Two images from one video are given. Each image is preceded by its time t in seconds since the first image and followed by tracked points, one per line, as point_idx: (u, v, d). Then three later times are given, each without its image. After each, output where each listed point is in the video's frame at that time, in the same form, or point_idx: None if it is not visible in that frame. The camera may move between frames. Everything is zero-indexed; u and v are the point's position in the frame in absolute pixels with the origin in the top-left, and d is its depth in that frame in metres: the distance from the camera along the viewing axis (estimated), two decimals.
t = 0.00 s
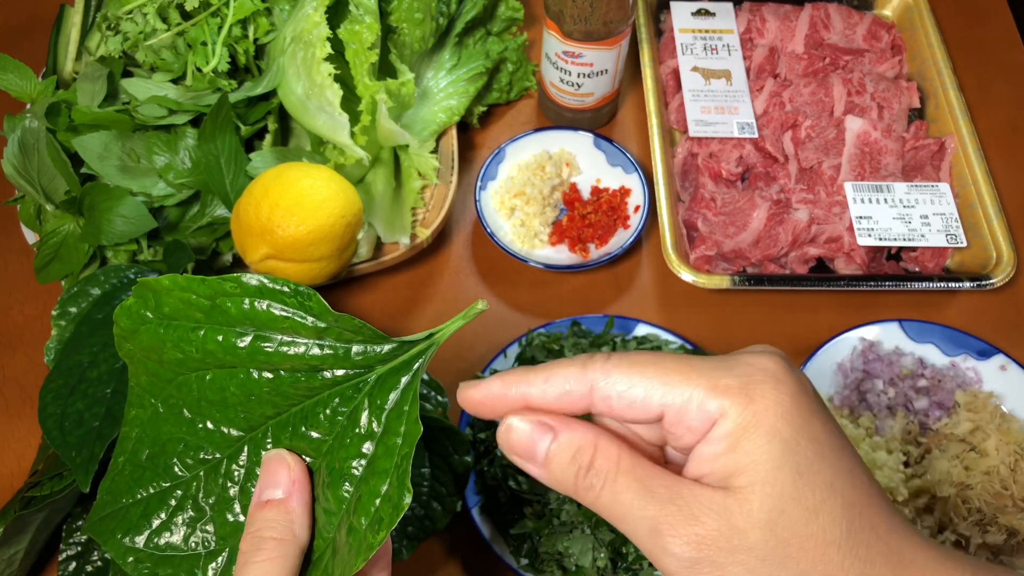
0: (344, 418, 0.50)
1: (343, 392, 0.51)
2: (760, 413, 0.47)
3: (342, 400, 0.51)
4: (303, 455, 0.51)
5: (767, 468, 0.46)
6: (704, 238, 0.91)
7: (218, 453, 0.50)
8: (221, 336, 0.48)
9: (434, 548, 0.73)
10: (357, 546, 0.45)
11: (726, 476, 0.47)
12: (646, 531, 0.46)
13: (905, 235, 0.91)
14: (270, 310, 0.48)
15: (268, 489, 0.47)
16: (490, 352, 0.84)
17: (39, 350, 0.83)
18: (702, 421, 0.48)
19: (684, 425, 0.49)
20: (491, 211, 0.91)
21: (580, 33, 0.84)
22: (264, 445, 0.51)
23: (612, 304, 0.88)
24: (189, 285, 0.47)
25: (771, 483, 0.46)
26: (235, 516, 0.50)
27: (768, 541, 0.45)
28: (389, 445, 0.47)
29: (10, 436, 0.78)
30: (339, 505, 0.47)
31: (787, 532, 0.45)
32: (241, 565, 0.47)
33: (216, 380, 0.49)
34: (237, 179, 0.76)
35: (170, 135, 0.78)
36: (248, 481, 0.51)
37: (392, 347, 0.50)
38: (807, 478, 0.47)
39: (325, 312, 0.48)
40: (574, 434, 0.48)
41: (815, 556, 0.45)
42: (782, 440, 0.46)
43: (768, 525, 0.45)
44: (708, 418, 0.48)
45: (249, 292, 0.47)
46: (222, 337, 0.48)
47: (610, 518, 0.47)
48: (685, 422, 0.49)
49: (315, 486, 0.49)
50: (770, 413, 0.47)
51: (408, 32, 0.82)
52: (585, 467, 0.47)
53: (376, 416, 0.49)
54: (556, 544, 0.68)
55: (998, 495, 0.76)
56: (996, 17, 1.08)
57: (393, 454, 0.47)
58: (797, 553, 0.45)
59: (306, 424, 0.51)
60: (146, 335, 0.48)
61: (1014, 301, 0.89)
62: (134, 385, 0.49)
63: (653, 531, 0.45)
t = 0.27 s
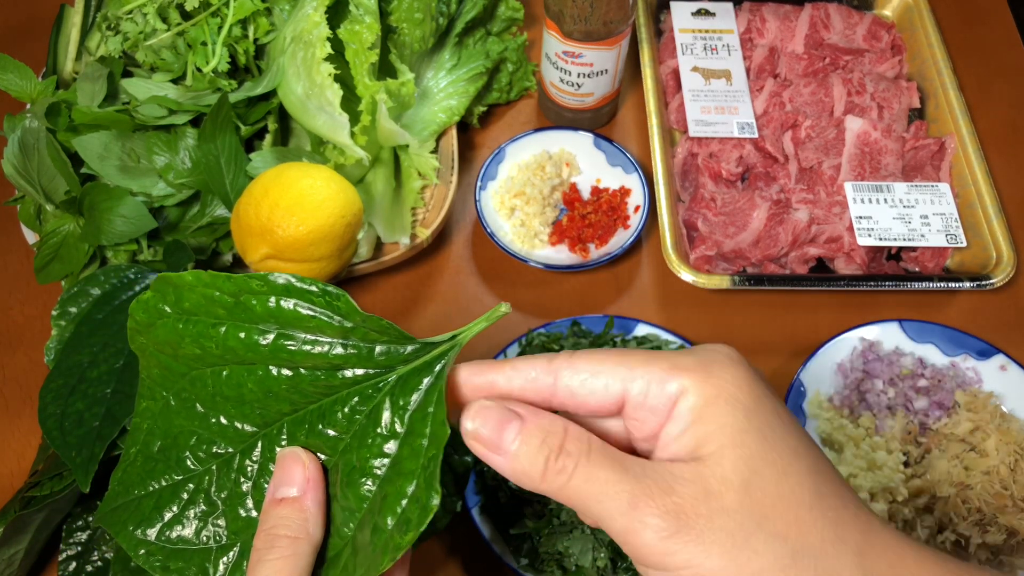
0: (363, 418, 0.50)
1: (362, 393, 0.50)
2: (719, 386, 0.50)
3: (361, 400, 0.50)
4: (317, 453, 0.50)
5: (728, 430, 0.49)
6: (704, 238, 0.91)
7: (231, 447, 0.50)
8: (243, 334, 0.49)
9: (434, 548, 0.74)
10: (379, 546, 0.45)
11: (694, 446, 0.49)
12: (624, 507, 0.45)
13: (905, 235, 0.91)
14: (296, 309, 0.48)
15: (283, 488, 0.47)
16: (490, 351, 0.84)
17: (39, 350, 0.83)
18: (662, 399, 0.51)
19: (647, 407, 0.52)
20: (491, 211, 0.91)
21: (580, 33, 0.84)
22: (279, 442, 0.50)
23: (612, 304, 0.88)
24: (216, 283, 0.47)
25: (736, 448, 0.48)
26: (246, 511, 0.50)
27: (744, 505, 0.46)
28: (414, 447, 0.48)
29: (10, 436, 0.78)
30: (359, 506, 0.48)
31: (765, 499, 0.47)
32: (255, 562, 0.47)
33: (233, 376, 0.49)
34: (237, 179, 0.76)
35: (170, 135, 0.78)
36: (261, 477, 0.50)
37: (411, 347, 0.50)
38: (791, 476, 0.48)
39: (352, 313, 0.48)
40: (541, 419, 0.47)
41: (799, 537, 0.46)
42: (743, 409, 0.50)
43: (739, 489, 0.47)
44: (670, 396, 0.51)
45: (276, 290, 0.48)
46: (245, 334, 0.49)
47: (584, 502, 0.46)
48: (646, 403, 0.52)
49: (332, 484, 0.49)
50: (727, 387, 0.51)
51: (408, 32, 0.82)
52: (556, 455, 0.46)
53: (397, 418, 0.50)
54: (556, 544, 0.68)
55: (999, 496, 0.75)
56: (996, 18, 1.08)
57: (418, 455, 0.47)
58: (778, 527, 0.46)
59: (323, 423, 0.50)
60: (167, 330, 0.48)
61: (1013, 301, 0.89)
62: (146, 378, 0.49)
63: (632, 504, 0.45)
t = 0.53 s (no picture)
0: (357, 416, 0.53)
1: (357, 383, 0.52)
2: (670, 342, 0.52)
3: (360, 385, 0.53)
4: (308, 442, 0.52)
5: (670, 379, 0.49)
6: (704, 238, 0.91)
7: (220, 446, 0.51)
8: (239, 338, 0.48)
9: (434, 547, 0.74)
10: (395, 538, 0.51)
11: (642, 391, 0.50)
12: (566, 444, 0.44)
13: (905, 235, 0.91)
14: (298, 313, 0.47)
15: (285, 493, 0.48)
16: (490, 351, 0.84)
17: (39, 350, 0.83)
18: (616, 359, 0.53)
19: (604, 368, 0.54)
20: (491, 211, 0.91)
21: (580, 32, 0.84)
22: (273, 435, 0.52)
23: (612, 305, 0.88)
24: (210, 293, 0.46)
25: (677, 394, 0.48)
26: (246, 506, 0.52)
27: (686, 438, 0.46)
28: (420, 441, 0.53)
29: (10, 436, 0.78)
30: (359, 504, 0.52)
31: (708, 440, 0.46)
32: (257, 565, 0.48)
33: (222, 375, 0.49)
34: (237, 179, 0.76)
35: (170, 135, 0.79)
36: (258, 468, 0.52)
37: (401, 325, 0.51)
38: (786, 471, 0.48)
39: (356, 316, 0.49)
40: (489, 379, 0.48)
41: (774, 510, 0.46)
42: (691, 360, 0.51)
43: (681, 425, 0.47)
44: (626, 357, 0.53)
45: (273, 296, 0.47)
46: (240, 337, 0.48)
47: (523, 449, 0.45)
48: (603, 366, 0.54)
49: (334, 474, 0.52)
50: (677, 343, 0.52)
51: (408, 32, 0.82)
52: (499, 403, 0.46)
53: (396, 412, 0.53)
54: (556, 545, 0.69)
55: (998, 495, 0.76)
56: (996, 18, 1.08)
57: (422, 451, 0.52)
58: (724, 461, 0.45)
59: (316, 414, 0.52)
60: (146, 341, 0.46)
61: (1013, 301, 0.89)
62: (114, 387, 0.48)
63: (574, 440, 0.44)
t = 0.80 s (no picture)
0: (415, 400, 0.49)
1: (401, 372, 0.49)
2: (684, 253, 0.50)
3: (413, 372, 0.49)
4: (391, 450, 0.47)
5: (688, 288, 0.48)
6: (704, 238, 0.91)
7: (329, 488, 0.45)
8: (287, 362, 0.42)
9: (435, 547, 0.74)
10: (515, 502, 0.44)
11: (656, 307, 0.49)
12: (586, 365, 0.44)
13: (905, 235, 0.92)
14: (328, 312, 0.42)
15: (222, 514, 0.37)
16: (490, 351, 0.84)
17: (39, 350, 0.83)
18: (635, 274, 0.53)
19: (621, 280, 0.54)
20: (491, 211, 0.91)
21: (580, 32, 0.84)
22: (361, 456, 0.46)
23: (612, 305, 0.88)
24: (228, 339, 0.38)
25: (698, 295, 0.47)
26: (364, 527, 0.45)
27: (703, 349, 0.44)
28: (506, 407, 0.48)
29: (10, 436, 0.78)
30: (471, 479, 0.46)
31: (726, 352, 0.44)
32: None
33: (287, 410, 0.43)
34: (237, 179, 0.76)
35: (170, 135, 0.79)
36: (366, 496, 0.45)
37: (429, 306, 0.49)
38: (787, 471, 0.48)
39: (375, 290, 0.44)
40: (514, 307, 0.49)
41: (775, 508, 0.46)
42: (706, 269, 0.49)
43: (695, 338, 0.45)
44: (642, 266, 0.52)
45: (299, 302, 0.40)
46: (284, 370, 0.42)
47: (546, 369, 0.45)
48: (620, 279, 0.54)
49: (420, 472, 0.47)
50: (694, 253, 0.50)
51: (408, 32, 0.82)
52: (518, 327, 0.46)
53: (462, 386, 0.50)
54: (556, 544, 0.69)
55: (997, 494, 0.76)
56: (996, 18, 1.08)
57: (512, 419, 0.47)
58: (736, 377, 0.44)
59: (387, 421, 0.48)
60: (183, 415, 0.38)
61: (1013, 301, 0.89)
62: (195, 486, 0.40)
63: (593, 362, 0.44)
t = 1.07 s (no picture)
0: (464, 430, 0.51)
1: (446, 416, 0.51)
2: (643, 232, 0.50)
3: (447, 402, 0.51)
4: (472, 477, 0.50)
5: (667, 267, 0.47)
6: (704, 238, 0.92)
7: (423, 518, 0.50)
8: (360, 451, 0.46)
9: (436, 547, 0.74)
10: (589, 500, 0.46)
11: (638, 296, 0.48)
12: (586, 387, 0.45)
13: (905, 235, 0.92)
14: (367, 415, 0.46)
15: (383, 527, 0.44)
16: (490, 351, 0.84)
17: (40, 350, 0.83)
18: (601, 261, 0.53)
19: (592, 271, 0.54)
20: (491, 211, 0.91)
21: (580, 32, 0.84)
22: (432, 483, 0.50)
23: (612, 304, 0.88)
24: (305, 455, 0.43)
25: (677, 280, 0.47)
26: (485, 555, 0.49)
27: (695, 335, 0.44)
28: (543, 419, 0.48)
29: (10, 436, 0.78)
30: (546, 487, 0.48)
31: (716, 329, 0.44)
32: None
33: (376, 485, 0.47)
34: (237, 179, 0.76)
35: (170, 135, 0.79)
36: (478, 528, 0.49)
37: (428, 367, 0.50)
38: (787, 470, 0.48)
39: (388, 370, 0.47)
40: (495, 339, 0.48)
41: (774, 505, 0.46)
42: (671, 246, 0.48)
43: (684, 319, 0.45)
44: (607, 254, 0.52)
45: (349, 419, 0.45)
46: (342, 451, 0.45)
47: (557, 392, 0.45)
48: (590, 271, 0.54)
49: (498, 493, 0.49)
50: (654, 230, 0.50)
51: (408, 32, 0.82)
52: (506, 366, 0.46)
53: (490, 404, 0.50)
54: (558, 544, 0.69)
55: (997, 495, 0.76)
56: (996, 18, 1.08)
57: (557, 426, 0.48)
58: (739, 367, 0.44)
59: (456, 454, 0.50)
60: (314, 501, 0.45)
61: (1014, 301, 0.89)
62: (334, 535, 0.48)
63: (592, 378, 0.45)
